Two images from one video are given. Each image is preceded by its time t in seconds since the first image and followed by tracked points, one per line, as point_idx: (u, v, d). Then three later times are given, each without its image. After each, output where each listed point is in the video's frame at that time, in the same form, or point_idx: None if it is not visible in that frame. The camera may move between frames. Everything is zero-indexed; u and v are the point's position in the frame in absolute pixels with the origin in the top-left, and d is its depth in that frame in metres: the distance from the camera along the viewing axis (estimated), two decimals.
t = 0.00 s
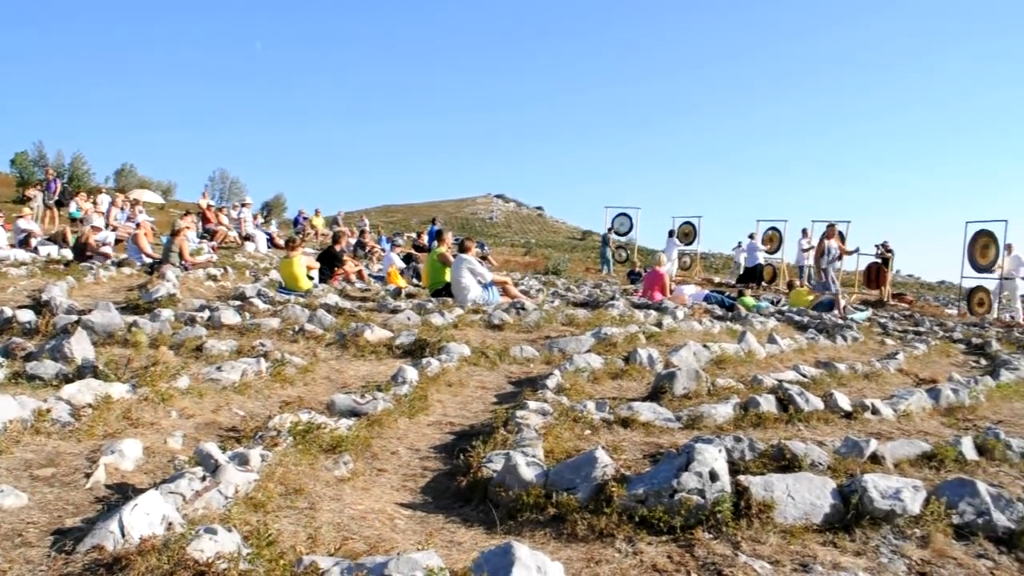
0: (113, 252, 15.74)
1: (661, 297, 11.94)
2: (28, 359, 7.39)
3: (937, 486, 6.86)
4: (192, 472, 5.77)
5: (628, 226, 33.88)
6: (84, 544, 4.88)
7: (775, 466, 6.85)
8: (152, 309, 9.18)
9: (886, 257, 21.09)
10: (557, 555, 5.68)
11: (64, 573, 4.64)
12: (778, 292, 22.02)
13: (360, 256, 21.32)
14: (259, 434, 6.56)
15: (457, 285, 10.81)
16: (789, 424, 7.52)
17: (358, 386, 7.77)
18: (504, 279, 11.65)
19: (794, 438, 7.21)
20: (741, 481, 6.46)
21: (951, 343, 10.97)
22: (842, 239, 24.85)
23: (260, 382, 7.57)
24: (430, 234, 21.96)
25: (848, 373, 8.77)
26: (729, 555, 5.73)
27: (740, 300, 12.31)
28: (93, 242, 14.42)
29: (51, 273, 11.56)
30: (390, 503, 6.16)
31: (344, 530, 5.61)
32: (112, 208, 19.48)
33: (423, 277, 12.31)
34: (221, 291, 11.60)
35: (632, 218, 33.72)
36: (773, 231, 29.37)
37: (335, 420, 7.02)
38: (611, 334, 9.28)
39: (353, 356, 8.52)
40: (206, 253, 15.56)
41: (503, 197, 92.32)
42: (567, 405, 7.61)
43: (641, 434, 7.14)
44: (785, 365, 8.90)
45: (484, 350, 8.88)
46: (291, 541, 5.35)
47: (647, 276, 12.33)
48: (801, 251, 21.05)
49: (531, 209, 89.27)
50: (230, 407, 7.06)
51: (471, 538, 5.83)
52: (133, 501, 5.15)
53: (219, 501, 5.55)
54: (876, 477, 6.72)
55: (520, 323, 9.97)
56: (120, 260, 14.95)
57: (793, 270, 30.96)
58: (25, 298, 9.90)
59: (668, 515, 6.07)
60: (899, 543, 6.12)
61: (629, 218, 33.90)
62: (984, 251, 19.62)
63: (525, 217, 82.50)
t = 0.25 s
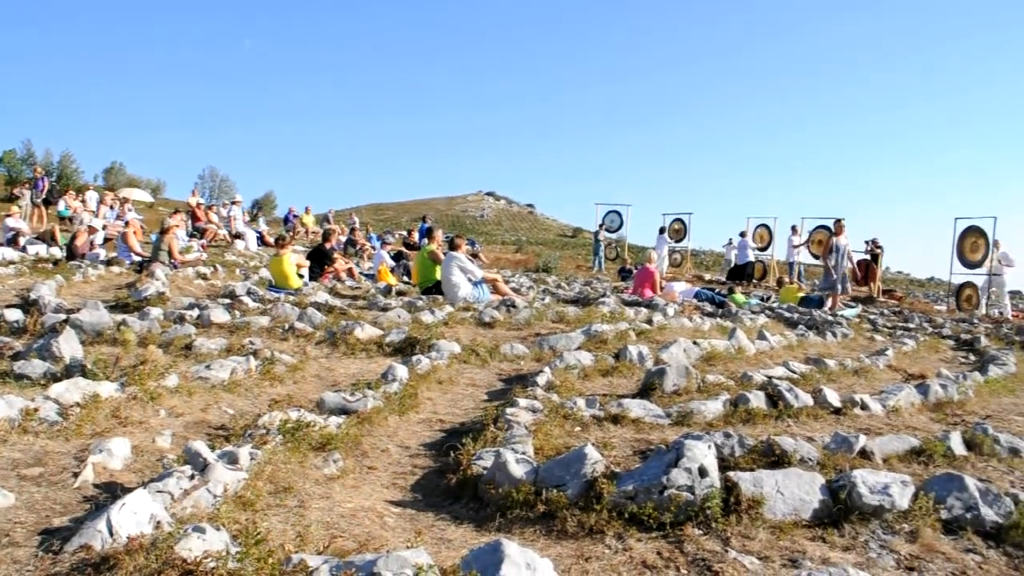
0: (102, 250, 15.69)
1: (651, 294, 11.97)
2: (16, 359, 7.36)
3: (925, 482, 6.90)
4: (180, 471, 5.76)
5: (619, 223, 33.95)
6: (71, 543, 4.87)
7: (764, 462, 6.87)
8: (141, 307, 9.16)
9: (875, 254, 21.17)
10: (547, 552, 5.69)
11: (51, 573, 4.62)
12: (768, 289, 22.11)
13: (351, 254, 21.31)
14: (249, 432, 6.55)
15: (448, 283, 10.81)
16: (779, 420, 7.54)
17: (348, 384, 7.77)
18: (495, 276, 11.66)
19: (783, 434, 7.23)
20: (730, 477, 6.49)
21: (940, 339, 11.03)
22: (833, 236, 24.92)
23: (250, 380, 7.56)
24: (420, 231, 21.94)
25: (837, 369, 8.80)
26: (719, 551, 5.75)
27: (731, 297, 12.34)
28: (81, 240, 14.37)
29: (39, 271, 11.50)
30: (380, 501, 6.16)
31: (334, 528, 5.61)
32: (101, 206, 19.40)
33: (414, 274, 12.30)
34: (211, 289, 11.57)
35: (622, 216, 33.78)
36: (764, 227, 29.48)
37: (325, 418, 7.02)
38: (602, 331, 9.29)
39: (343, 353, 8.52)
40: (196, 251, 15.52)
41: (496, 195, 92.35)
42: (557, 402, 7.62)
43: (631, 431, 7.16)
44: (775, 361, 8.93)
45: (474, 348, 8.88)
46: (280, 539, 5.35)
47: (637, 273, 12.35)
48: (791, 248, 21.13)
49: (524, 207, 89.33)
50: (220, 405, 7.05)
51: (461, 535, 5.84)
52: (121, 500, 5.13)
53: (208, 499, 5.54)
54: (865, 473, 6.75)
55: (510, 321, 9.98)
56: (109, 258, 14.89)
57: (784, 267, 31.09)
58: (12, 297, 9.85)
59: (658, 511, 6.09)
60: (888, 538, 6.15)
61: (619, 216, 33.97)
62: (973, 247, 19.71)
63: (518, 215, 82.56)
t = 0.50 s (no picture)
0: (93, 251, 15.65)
1: (643, 291, 11.98)
2: (6, 360, 7.35)
3: (916, 476, 6.93)
4: (171, 471, 5.75)
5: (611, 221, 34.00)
6: (61, 544, 4.86)
7: (756, 458, 6.89)
8: (132, 308, 9.14)
9: (866, 249, 21.23)
10: (539, 549, 5.70)
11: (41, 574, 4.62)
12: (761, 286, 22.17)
13: (343, 253, 21.30)
14: (240, 432, 6.55)
15: (440, 281, 10.81)
16: (770, 416, 7.56)
17: (340, 383, 7.77)
18: (487, 274, 11.66)
19: (774, 429, 7.26)
20: (722, 473, 6.51)
21: (931, 334, 11.07)
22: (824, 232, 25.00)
23: (242, 379, 7.55)
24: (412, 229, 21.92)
25: (829, 365, 8.83)
26: (710, 547, 5.77)
27: (723, 293, 12.36)
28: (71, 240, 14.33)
29: (29, 272, 11.46)
30: (372, 500, 6.17)
31: (325, 527, 5.61)
32: (92, 206, 19.35)
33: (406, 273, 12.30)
34: (202, 289, 11.56)
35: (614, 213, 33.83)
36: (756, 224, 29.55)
37: (316, 417, 7.01)
38: (594, 328, 9.31)
39: (335, 352, 8.52)
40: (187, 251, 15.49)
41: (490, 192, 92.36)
42: (549, 399, 7.63)
43: (623, 428, 7.17)
44: (766, 357, 8.95)
45: (466, 346, 8.88)
46: (271, 538, 5.34)
47: (629, 270, 12.36)
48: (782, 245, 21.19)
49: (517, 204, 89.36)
50: (211, 405, 7.04)
51: (453, 533, 5.85)
52: (112, 501, 5.12)
53: (199, 499, 5.53)
54: (856, 468, 6.78)
55: (503, 318, 9.98)
56: (100, 258, 14.86)
57: (776, 263, 31.18)
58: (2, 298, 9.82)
59: (649, 507, 6.10)
60: (878, 533, 6.18)
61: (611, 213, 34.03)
62: (964, 242, 19.78)
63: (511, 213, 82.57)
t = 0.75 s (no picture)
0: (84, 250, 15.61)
1: (635, 291, 12.00)
2: None
3: (905, 476, 6.96)
4: (160, 471, 5.74)
5: (604, 221, 34.06)
6: (50, 544, 4.85)
7: (747, 458, 6.91)
8: (123, 307, 9.13)
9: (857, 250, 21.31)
10: (529, 549, 5.71)
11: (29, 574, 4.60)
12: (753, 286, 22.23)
13: (336, 252, 21.28)
14: (230, 432, 6.54)
15: (432, 281, 10.81)
16: (761, 416, 7.59)
17: (331, 383, 7.76)
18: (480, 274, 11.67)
19: (765, 430, 7.28)
20: (712, 473, 6.53)
21: (922, 335, 11.12)
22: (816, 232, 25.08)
23: (233, 379, 7.55)
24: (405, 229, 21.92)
25: (820, 365, 8.85)
26: (700, 547, 5.78)
27: (715, 294, 12.39)
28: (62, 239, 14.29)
29: (20, 271, 11.42)
30: (363, 499, 6.17)
31: (315, 527, 5.61)
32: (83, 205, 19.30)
33: (399, 272, 12.30)
34: (194, 288, 11.53)
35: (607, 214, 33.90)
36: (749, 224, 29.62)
37: (307, 417, 7.01)
38: (586, 328, 9.32)
39: (327, 352, 8.51)
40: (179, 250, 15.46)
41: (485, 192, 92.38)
42: (540, 399, 7.63)
43: (614, 428, 7.18)
44: (758, 358, 8.98)
45: (458, 345, 8.89)
46: (261, 538, 5.34)
47: (621, 270, 12.38)
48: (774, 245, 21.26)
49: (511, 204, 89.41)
50: (201, 405, 7.03)
51: (443, 533, 5.85)
52: (101, 501, 5.11)
53: (188, 499, 5.52)
54: (846, 468, 6.80)
55: (495, 318, 9.99)
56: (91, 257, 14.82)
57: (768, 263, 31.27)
58: None
59: (640, 507, 6.12)
60: (868, 533, 6.20)
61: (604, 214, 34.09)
62: (955, 243, 19.85)
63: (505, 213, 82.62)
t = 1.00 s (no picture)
0: (73, 250, 15.53)
1: (626, 291, 12.02)
2: None
3: (894, 475, 7.00)
4: (149, 471, 5.73)
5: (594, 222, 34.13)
6: (38, 545, 4.83)
7: (737, 458, 6.93)
8: (112, 306, 9.10)
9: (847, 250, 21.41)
10: (519, 549, 5.72)
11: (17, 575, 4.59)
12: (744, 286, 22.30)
13: (327, 252, 21.27)
14: (220, 432, 6.53)
15: (423, 281, 10.81)
16: (751, 415, 7.61)
17: (321, 383, 7.76)
18: (471, 274, 11.67)
19: (755, 429, 7.30)
20: (702, 473, 6.55)
21: (911, 334, 11.18)
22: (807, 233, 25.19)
23: (223, 379, 7.53)
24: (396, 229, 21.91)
25: (810, 365, 8.89)
26: (690, 546, 5.80)
27: (706, 294, 12.43)
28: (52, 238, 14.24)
29: (8, 271, 11.35)
30: (353, 500, 6.16)
31: (305, 527, 5.60)
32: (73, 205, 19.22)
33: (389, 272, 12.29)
34: (184, 288, 11.50)
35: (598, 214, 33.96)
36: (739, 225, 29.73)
37: (297, 417, 7.00)
38: (576, 328, 9.33)
39: (317, 352, 8.50)
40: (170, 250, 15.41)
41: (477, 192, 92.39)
42: (531, 399, 7.64)
43: (604, 428, 7.20)
44: (748, 357, 9.01)
45: (449, 345, 8.89)
46: (251, 539, 5.33)
47: (612, 271, 12.40)
48: (765, 246, 21.34)
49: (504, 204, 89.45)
50: (191, 405, 7.02)
51: (434, 533, 5.85)
52: (90, 501, 5.09)
53: (178, 499, 5.51)
54: (835, 468, 6.84)
55: (486, 318, 9.99)
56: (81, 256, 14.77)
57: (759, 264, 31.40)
58: None
59: (630, 507, 6.14)
60: (857, 532, 6.23)
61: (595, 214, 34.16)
62: (944, 244, 19.96)
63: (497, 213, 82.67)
